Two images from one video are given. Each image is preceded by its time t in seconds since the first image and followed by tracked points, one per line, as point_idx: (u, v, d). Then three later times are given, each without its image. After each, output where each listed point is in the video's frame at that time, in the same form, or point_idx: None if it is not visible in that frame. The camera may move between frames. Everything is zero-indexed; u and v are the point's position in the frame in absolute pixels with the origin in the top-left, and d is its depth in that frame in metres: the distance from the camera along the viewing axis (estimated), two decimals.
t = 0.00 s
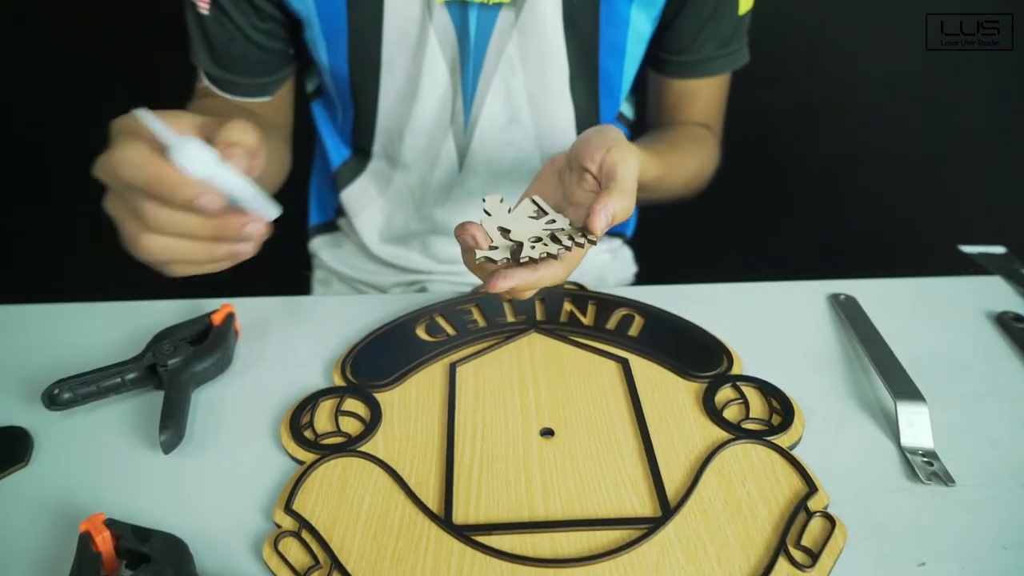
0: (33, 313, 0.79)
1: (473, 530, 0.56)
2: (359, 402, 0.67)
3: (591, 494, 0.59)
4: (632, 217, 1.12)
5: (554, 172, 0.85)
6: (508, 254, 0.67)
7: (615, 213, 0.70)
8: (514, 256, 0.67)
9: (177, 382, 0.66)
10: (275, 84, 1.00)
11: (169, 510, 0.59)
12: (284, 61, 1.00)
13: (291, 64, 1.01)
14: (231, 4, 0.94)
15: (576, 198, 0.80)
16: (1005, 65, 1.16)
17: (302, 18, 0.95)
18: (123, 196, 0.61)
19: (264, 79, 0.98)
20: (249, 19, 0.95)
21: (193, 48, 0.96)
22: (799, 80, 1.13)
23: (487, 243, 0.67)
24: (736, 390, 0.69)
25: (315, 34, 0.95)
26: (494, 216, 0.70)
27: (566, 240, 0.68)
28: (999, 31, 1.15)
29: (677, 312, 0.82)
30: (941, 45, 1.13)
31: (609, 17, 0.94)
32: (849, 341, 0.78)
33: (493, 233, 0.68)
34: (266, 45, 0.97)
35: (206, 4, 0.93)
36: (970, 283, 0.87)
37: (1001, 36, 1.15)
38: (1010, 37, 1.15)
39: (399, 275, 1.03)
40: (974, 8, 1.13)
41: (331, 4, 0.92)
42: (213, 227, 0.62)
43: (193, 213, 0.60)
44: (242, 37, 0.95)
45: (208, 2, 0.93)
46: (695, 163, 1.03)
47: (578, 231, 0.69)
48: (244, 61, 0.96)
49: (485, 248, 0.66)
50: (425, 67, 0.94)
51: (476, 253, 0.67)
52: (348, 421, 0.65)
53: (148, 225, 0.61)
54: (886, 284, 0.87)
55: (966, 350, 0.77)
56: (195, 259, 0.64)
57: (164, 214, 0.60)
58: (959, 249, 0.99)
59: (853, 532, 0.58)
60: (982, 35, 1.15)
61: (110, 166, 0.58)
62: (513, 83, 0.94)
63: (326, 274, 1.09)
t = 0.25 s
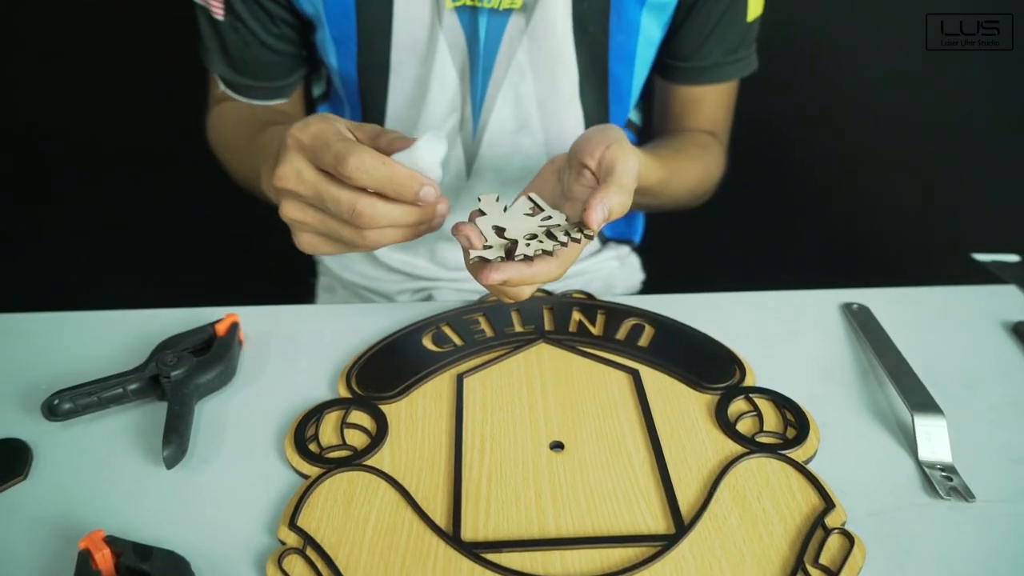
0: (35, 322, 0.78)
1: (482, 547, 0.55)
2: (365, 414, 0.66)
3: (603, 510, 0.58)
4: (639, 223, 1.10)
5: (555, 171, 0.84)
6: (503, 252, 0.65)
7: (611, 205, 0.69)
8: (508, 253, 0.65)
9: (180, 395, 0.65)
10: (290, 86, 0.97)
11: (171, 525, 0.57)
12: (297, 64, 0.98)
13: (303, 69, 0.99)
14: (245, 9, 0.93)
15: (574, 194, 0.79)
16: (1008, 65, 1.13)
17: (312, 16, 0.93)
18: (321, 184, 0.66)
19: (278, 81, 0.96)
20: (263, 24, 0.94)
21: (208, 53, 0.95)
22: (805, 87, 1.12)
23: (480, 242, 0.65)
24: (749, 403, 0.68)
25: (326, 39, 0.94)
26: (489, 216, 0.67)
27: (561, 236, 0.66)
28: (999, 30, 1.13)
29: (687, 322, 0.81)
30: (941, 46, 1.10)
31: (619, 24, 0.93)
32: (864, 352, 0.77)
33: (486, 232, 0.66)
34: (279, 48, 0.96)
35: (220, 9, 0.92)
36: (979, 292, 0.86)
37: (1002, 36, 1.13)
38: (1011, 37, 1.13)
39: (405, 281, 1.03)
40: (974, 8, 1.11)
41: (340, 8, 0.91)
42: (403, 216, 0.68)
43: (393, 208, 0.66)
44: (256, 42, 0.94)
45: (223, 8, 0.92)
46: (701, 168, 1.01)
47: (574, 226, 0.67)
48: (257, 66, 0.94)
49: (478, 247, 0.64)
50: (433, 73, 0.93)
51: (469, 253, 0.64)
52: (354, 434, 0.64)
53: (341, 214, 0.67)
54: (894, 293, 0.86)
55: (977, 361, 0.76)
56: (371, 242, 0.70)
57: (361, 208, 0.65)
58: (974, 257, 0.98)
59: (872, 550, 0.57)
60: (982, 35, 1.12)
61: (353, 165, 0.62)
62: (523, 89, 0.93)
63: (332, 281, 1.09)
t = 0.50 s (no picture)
0: (26, 331, 0.76)
1: (484, 566, 0.53)
2: (364, 427, 0.65)
3: (608, 526, 0.57)
4: (641, 231, 1.09)
5: (563, 181, 0.82)
6: (511, 257, 0.62)
7: (612, 192, 0.68)
8: (517, 257, 0.63)
9: (174, 406, 0.64)
10: (287, 89, 0.97)
11: (164, 541, 0.56)
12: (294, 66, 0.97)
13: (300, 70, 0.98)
14: (243, 10, 0.91)
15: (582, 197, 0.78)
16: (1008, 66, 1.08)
17: (312, 20, 0.92)
18: (309, 181, 0.64)
19: (275, 84, 0.95)
20: (261, 25, 0.93)
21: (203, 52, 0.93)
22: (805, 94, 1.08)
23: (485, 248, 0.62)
24: (756, 415, 0.66)
25: (325, 42, 0.93)
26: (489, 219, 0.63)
27: (565, 225, 0.64)
28: (999, 30, 1.07)
29: (691, 331, 0.80)
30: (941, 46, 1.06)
31: (622, 29, 0.92)
32: (871, 364, 0.75)
33: (491, 237, 0.62)
34: (276, 50, 0.94)
35: (218, 9, 0.90)
36: (984, 301, 0.85)
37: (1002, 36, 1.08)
38: (1012, 37, 1.08)
39: (403, 287, 1.02)
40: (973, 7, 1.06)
41: (341, 12, 0.90)
42: (393, 218, 0.66)
43: (383, 208, 0.64)
44: (254, 44, 0.93)
45: (220, 8, 0.90)
46: (705, 174, 0.99)
47: (576, 213, 0.65)
48: (254, 67, 0.93)
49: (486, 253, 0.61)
50: (435, 78, 0.91)
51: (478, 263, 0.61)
52: (352, 447, 0.63)
53: (331, 214, 0.64)
54: (898, 303, 0.85)
55: (984, 373, 0.75)
56: (356, 243, 0.68)
57: (352, 209, 0.63)
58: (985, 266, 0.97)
59: (884, 568, 0.55)
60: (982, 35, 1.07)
61: (352, 167, 0.60)
62: (525, 94, 0.92)
63: (330, 286, 1.08)
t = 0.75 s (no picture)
0: (17, 340, 0.75)
1: None
2: (360, 438, 0.64)
3: (608, 540, 0.55)
4: (640, 238, 1.09)
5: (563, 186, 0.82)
6: (509, 248, 0.61)
7: (614, 190, 0.67)
8: (515, 248, 0.61)
9: (166, 417, 0.63)
10: (281, 96, 0.96)
11: (155, 555, 0.55)
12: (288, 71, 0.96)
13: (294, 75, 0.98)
14: (239, 14, 0.90)
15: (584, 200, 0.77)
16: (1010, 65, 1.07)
17: (309, 27, 0.91)
18: (304, 173, 0.62)
19: (269, 90, 0.95)
20: (257, 29, 0.92)
21: (195, 56, 0.92)
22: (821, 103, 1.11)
23: (482, 240, 0.61)
24: (758, 426, 0.65)
25: (322, 47, 0.92)
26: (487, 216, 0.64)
27: (565, 222, 0.64)
28: (999, 31, 1.06)
29: (693, 340, 0.79)
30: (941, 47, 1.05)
31: (623, 35, 0.91)
32: (874, 373, 0.74)
33: (488, 231, 0.62)
34: (271, 55, 0.94)
35: (213, 14, 0.90)
36: (985, 309, 0.85)
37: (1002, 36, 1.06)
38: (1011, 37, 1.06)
39: (400, 294, 1.00)
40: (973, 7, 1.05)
41: (339, 17, 0.89)
42: (389, 217, 0.65)
43: (380, 207, 0.62)
44: (250, 48, 0.92)
45: (215, 13, 0.90)
46: (705, 181, 0.99)
47: (576, 211, 0.65)
48: (249, 72, 0.93)
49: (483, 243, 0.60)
50: (433, 83, 0.90)
51: (475, 254, 0.60)
52: (348, 459, 0.61)
53: (325, 208, 0.63)
54: (899, 310, 0.84)
55: (986, 382, 0.74)
56: (348, 242, 0.66)
57: (348, 204, 0.61)
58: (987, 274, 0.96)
59: None
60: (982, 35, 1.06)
61: (353, 162, 0.59)
62: (524, 100, 0.91)
63: (325, 294, 1.07)
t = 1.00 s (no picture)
0: (11, 346, 0.74)
1: None
2: (357, 444, 0.63)
3: (608, 549, 0.55)
4: (640, 242, 1.08)
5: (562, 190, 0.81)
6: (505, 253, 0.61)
7: (611, 194, 0.66)
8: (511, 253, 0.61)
9: (160, 423, 0.62)
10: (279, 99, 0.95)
11: (149, 564, 0.54)
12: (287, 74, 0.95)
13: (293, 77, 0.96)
14: (236, 16, 0.91)
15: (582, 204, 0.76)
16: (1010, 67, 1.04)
17: (306, 30, 0.91)
18: (310, 162, 0.60)
19: (267, 93, 0.94)
20: (255, 31, 0.92)
21: (192, 58, 0.93)
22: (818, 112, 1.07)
23: (477, 244, 0.61)
24: (760, 433, 0.65)
25: (320, 50, 0.92)
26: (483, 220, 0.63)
27: (561, 225, 0.63)
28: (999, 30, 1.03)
29: (694, 346, 0.78)
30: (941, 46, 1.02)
31: (623, 38, 0.91)
32: (877, 379, 0.74)
33: (483, 235, 0.62)
34: (270, 57, 0.93)
35: (209, 16, 0.91)
36: (987, 314, 0.84)
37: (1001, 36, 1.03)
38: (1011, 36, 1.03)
39: (399, 299, 1.00)
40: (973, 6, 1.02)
41: (338, 20, 0.89)
42: (391, 213, 0.64)
43: (384, 204, 0.61)
44: (247, 50, 0.92)
45: (211, 14, 0.91)
46: (705, 186, 0.99)
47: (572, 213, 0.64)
48: (247, 74, 0.93)
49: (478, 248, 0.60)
50: (431, 86, 0.90)
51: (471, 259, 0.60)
52: (344, 466, 0.61)
53: (329, 200, 0.61)
54: (900, 316, 0.84)
55: (988, 387, 0.74)
56: (348, 236, 0.64)
57: (353, 197, 0.60)
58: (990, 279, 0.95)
59: None
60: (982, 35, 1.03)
61: (363, 155, 0.58)
62: (524, 103, 0.91)
63: (323, 298, 1.06)
